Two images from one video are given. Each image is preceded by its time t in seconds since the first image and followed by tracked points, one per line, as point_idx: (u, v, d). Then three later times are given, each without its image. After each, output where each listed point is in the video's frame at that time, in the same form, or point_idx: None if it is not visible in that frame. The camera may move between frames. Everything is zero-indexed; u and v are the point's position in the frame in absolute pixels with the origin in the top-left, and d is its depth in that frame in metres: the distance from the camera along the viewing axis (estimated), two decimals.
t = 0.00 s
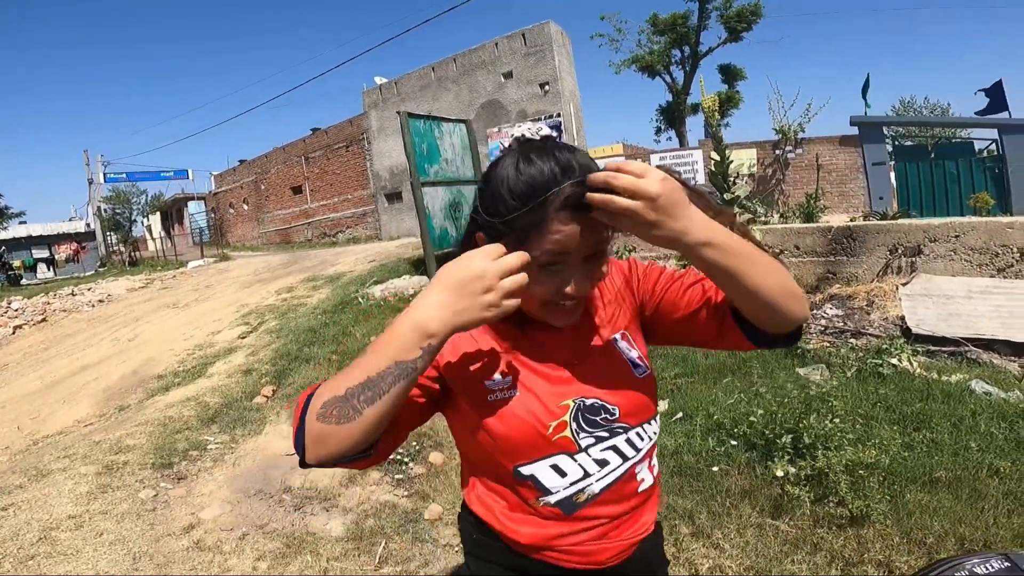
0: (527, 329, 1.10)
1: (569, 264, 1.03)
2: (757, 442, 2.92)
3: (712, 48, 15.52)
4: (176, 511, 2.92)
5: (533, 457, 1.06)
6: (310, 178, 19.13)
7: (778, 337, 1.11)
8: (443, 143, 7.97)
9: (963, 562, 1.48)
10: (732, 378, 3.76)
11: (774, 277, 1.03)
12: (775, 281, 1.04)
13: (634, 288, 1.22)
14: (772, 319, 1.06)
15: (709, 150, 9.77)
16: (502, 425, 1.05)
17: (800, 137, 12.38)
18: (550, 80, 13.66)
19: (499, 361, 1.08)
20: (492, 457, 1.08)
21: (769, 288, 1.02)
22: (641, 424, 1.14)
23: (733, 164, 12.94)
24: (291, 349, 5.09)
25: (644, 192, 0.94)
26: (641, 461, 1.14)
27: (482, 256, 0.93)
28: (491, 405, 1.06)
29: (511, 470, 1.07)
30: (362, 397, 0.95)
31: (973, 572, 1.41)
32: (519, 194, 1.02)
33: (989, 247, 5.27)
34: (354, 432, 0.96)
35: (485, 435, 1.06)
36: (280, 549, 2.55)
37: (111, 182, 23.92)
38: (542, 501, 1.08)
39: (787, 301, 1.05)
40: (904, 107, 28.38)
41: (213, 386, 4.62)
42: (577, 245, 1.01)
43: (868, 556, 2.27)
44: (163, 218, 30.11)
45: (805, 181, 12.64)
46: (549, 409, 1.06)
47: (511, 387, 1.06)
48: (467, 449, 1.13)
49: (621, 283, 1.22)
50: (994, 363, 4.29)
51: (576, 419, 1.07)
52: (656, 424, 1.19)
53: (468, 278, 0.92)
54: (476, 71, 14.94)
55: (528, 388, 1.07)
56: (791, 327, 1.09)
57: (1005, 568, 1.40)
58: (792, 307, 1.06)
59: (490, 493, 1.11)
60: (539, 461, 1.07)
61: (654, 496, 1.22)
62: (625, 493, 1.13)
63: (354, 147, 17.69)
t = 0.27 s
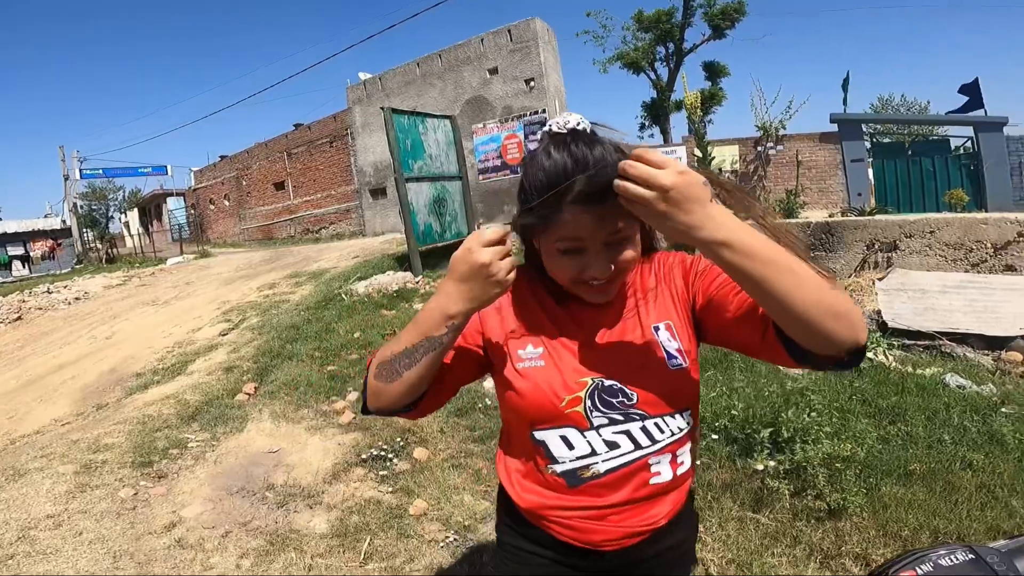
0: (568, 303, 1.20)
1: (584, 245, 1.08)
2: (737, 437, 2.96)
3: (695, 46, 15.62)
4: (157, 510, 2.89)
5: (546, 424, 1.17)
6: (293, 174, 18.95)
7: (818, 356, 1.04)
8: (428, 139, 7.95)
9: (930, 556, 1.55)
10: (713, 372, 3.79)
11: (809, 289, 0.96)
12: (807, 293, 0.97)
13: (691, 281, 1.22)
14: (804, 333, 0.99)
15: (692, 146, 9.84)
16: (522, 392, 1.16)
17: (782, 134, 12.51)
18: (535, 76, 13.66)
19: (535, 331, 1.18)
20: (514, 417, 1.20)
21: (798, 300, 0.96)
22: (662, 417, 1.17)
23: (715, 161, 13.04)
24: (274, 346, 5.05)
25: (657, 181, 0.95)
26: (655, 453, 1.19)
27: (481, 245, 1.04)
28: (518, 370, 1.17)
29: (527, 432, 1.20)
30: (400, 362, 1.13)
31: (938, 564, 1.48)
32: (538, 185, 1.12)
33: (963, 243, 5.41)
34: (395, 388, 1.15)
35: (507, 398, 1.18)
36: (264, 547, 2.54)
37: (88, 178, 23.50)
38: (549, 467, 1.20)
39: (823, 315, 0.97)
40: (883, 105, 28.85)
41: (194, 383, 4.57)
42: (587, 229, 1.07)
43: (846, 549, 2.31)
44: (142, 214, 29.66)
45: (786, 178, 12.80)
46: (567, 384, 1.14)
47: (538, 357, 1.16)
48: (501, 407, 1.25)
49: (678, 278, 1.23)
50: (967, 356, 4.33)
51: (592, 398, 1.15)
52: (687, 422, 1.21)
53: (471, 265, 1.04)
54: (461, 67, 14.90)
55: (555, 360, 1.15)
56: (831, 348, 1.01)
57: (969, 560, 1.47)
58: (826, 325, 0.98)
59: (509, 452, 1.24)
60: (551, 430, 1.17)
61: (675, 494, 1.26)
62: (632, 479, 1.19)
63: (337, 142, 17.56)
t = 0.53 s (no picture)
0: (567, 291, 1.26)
1: (564, 216, 1.17)
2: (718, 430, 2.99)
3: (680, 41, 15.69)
4: (139, 507, 2.87)
5: (535, 404, 1.23)
6: (275, 168, 18.77)
7: (796, 371, 0.98)
8: (412, 134, 7.92)
9: (893, 545, 1.38)
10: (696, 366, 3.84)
11: (795, 282, 0.91)
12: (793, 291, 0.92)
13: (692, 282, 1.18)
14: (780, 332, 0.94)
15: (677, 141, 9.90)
16: (514, 372, 1.24)
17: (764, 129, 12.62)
18: (521, 71, 13.65)
19: (533, 314, 1.25)
20: (510, 397, 1.29)
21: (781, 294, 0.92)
22: (645, 408, 1.17)
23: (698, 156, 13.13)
24: (257, 342, 5.02)
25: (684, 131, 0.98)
26: (637, 446, 1.19)
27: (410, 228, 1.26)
28: (513, 351, 1.25)
29: (520, 411, 1.28)
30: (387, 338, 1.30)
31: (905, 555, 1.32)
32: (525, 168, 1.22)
33: (939, 237, 5.52)
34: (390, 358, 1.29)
35: (502, 377, 1.26)
36: (248, 543, 2.54)
37: (65, 173, 23.08)
38: (535, 448, 1.28)
39: (802, 315, 0.92)
40: (864, 100, 29.17)
41: (175, 380, 4.53)
42: (558, 198, 1.15)
43: (825, 540, 2.35)
44: (121, 210, 29.20)
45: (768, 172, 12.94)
46: (554, 367, 1.20)
47: (531, 338, 1.23)
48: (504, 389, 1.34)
49: (683, 274, 1.20)
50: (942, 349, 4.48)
51: (577, 381, 1.19)
52: (674, 417, 1.19)
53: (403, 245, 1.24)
54: (446, 61, 14.83)
55: (546, 343, 1.22)
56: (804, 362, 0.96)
57: (935, 550, 1.31)
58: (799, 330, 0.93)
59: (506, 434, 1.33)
60: (538, 410, 1.24)
61: (662, 490, 1.25)
62: (612, 470, 1.22)
63: (321, 137, 17.41)
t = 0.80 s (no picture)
0: (546, 280, 1.28)
1: (514, 195, 1.21)
2: (708, 420, 3.02)
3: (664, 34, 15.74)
4: (134, 510, 2.86)
5: (510, 394, 1.27)
6: (261, 168, 18.63)
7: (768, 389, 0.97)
8: (398, 130, 7.90)
9: (874, 528, 1.27)
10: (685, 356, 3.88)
11: (793, 303, 0.92)
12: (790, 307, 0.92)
13: (682, 278, 1.14)
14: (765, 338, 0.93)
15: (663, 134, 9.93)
16: (491, 360, 1.27)
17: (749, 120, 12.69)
18: (506, 66, 13.64)
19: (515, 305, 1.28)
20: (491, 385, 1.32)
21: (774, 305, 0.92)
22: (613, 401, 1.17)
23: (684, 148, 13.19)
24: (248, 342, 5.00)
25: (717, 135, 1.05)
26: (607, 436, 1.20)
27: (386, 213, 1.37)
28: (491, 340, 1.28)
29: (500, 400, 1.31)
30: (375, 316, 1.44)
31: (889, 539, 1.21)
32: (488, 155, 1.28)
33: (922, 224, 5.59)
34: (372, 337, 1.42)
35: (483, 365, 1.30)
36: (245, 543, 2.54)
37: (46, 176, 22.77)
38: (513, 436, 1.31)
39: (791, 332, 0.92)
40: (847, 91, 29.41)
41: (165, 382, 4.50)
42: (510, 176, 1.19)
43: (817, 528, 2.38)
44: (104, 213, 28.87)
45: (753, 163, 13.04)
46: (525, 356, 1.22)
47: (508, 329, 1.26)
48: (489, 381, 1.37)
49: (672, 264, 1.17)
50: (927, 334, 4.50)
51: (548, 372, 1.20)
52: (645, 410, 1.18)
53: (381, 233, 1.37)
54: (431, 57, 14.78)
55: (522, 333, 1.24)
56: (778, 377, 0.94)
57: (920, 535, 1.21)
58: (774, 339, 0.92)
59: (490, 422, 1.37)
60: (513, 400, 1.27)
61: (639, 483, 1.25)
62: (582, 461, 1.23)
63: (306, 136, 17.30)
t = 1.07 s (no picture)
0: (538, 277, 1.29)
1: (486, 196, 1.23)
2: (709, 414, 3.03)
3: (659, 30, 15.75)
4: (141, 512, 2.88)
5: (507, 392, 1.27)
6: (258, 171, 18.63)
7: (777, 365, 0.98)
8: (395, 130, 7.90)
9: (872, 518, 1.29)
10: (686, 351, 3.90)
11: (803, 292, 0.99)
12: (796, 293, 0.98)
13: (683, 270, 1.17)
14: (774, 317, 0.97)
15: (659, 130, 9.95)
16: (488, 358, 1.28)
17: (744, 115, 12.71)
18: (502, 64, 13.64)
19: (510, 303, 1.29)
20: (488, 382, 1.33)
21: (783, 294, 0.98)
22: (609, 400, 1.19)
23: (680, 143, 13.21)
24: (249, 344, 5.01)
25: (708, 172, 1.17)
26: (605, 435, 1.22)
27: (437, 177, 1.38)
28: (487, 337, 1.28)
29: (497, 398, 1.32)
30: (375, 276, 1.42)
31: (887, 530, 1.22)
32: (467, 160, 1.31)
33: (919, 215, 5.61)
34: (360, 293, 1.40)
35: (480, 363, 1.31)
36: (252, 544, 2.55)
37: (43, 183, 22.74)
38: (511, 433, 1.32)
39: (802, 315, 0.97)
40: (842, 84, 29.53)
41: (168, 386, 4.51)
42: (482, 179, 1.21)
43: (820, 521, 2.40)
44: (102, 219, 28.84)
45: (749, 157, 13.07)
46: (522, 355, 1.23)
47: (504, 328, 1.27)
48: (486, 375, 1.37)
49: (667, 265, 1.19)
50: (927, 325, 4.55)
51: (545, 371, 1.21)
52: (641, 408, 1.20)
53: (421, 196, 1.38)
54: (427, 57, 14.77)
55: (517, 331, 1.25)
56: (788, 358, 0.97)
57: (916, 526, 1.22)
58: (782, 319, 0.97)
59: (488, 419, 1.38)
60: (510, 399, 1.27)
61: (637, 480, 1.27)
62: (580, 458, 1.25)
63: (302, 137, 17.29)
